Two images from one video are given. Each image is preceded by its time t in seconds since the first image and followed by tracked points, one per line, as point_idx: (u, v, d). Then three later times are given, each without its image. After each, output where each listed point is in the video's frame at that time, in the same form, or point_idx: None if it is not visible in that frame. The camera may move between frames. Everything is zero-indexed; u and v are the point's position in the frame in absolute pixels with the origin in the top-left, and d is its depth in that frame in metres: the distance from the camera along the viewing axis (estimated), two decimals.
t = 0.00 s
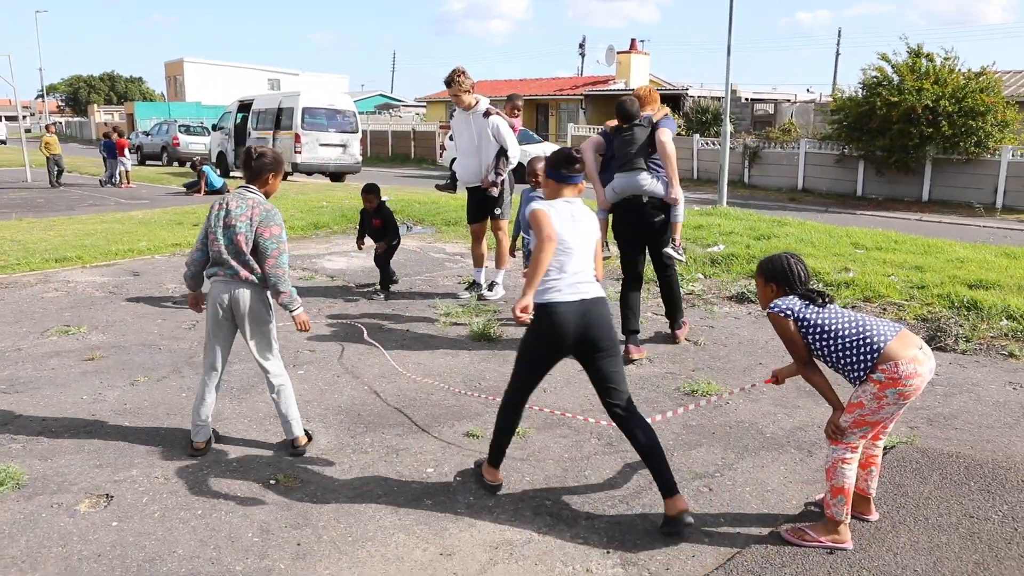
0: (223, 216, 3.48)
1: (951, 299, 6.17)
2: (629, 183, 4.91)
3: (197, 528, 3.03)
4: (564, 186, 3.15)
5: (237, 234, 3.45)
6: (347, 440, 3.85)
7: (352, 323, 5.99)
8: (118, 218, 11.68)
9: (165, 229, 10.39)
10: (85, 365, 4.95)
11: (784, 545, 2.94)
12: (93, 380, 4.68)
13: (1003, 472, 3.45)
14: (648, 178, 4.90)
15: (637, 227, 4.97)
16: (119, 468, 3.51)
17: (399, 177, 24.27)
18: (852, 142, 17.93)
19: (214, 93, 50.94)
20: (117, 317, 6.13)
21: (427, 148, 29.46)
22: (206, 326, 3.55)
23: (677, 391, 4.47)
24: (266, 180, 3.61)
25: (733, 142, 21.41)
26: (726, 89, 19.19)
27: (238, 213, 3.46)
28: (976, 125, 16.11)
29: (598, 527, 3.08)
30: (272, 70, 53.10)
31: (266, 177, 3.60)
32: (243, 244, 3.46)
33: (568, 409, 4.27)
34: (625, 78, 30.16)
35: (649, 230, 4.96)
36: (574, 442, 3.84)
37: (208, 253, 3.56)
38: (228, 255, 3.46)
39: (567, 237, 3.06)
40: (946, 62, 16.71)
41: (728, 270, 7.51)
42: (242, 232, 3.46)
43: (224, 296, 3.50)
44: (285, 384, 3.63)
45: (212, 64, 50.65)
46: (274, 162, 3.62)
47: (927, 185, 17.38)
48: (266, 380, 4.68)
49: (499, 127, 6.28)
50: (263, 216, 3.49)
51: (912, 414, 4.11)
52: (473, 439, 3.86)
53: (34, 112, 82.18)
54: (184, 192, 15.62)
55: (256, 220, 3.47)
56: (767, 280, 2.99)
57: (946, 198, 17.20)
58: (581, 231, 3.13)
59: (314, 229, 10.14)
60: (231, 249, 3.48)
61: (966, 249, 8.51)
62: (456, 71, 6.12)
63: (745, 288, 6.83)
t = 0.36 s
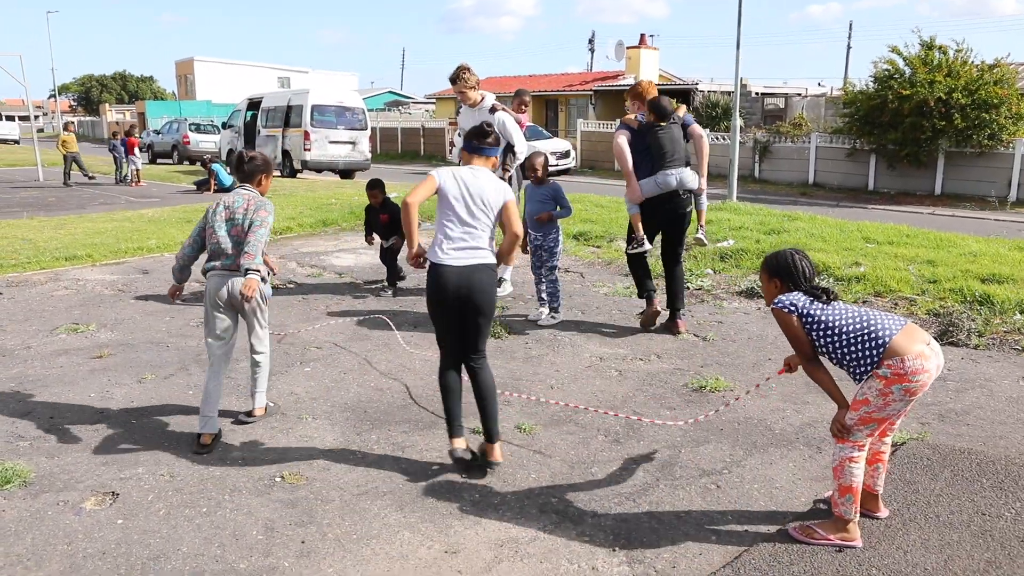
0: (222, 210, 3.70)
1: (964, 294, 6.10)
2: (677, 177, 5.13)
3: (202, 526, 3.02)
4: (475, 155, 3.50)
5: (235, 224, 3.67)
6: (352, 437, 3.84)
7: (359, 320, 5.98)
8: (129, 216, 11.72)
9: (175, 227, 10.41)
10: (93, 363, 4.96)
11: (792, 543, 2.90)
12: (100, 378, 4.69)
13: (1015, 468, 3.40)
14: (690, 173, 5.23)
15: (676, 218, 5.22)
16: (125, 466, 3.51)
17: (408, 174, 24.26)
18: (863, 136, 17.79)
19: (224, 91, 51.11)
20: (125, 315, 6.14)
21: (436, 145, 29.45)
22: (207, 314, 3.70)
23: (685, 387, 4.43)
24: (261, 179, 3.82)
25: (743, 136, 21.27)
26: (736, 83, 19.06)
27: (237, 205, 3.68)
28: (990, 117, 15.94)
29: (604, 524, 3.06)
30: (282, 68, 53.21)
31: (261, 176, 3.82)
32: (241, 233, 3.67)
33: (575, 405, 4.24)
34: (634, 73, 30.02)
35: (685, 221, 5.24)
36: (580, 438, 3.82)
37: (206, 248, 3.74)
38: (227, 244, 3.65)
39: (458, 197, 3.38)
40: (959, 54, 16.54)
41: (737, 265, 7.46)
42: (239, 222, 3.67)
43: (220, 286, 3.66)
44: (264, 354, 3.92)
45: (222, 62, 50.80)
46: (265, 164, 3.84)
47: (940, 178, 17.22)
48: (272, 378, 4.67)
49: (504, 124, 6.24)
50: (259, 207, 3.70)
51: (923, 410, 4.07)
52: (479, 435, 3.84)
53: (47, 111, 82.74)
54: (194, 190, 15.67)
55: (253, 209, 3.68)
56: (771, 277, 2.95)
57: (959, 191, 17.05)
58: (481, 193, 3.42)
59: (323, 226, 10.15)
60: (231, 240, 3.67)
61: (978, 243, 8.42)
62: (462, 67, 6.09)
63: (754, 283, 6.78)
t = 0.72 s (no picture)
0: (216, 209, 3.86)
1: (963, 305, 6.10)
2: (676, 169, 5.52)
3: (196, 534, 3.01)
4: (384, 181, 3.50)
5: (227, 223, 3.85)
6: (348, 446, 3.82)
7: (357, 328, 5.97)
8: (128, 221, 11.72)
9: (174, 233, 10.41)
10: (90, 369, 4.95)
11: (789, 556, 2.89)
12: (97, 384, 4.67)
13: (1014, 481, 3.39)
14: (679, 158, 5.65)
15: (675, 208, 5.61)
16: (119, 474, 3.49)
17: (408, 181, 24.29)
18: (862, 146, 17.82)
19: (225, 98, 51.22)
20: (123, 321, 6.13)
21: (436, 152, 29.49)
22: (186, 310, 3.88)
23: (683, 397, 4.42)
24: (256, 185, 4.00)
25: (743, 146, 21.31)
26: (736, 93, 19.11)
27: (231, 205, 3.86)
28: (988, 128, 15.97)
29: (601, 535, 3.04)
30: (283, 75, 53.33)
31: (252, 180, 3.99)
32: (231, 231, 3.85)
33: (573, 415, 4.23)
34: (634, 82, 30.09)
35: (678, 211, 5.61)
36: (578, 448, 3.80)
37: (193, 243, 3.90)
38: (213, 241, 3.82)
39: (356, 226, 3.46)
40: (958, 65, 16.60)
41: (736, 275, 7.45)
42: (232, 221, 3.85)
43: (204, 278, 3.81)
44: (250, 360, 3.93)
45: (223, 68, 50.93)
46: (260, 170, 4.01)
47: (939, 189, 17.25)
48: (269, 385, 4.66)
49: (503, 132, 6.26)
50: (252, 212, 3.89)
51: (921, 422, 4.06)
52: (476, 445, 3.83)
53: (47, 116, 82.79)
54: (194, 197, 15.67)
55: (246, 213, 3.87)
56: (768, 286, 2.95)
57: (958, 202, 17.08)
58: (378, 224, 3.44)
59: (322, 233, 10.15)
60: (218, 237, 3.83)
61: (977, 254, 8.43)
62: (461, 76, 6.11)
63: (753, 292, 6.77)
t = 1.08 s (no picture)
0: (179, 210, 3.90)
1: (971, 310, 6.07)
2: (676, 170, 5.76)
3: (203, 534, 3.01)
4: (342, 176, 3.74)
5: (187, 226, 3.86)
6: (356, 447, 3.82)
7: (363, 330, 5.98)
8: (136, 223, 11.77)
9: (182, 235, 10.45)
10: (98, 370, 4.97)
11: (796, 560, 2.88)
12: (104, 385, 4.69)
13: (1023, 487, 3.37)
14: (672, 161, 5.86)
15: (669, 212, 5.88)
16: (127, 474, 3.50)
17: (415, 184, 24.31)
18: (869, 151, 17.78)
19: (233, 100, 51.41)
20: (131, 322, 6.15)
21: (443, 155, 29.54)
22: (161, 313, 3.95)
23: (689, 401, 4.41)
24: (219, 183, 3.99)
25: (750, 150, 21.29)
26: (743, 97, 19.09)
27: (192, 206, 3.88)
28: (997, 133, 15.92)
29: (608, 538, 3.04)
30: (291, 78, 53.51)
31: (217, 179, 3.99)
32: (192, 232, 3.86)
33: (579, 418, 4.23)
34: (641, 86, 30.08)
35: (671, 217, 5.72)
36: (584, 452, 3.80)
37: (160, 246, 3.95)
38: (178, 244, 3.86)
39: (309, 213, 3.70)
40: (966, 70, 16.55)
41: (743, 279, 7.44)
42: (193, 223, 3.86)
43: (175, 282, 3.88)
44: (235, 350, 4.09)
45: (231, 71, 51.12)
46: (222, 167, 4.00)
47: (947, 194, 17.19)
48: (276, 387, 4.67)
49: (511, 136, 6.27)
50: (212, 210, 3.89)
51: (929, 427, 4.04)
52: (483, 447, 3.83)
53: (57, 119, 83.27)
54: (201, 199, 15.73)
55: (207, 213, 3.87)
56: (778, 291, 2.92)
57: (966, 207, 17.02)
58: (329, 213, 3.66)
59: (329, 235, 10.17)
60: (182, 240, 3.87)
61: (985, 259, 8.40)
62: (470, 79, 6.13)
63: (760, 296, 6.76)
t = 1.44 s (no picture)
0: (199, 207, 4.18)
1: (971, 301, 6.08)
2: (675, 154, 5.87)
3: (204, 523, 3.02)
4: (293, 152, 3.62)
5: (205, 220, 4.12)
6: (356, 436, 3.83)
7: (363, 319, 5.98)
8: (136, 213, 11.75)
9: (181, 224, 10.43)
10: (98, 358, 4.97)
11: (794, 549, 2.89)
12: (105, 373, 4.69)
13: (1021, 477, 3.38)
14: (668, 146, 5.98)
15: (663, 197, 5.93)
16: (128, 462, 3.51)
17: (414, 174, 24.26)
18: (870, 142, 17.74)
19: (233, 90, 51.27)
20: (131, 311, 6.15)
21: (443, 145, 29.48)
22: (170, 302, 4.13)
23: (689, 392, 4.42)
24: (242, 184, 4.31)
25: (751, 141, 21.24)
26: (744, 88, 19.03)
27: (211, 203, 4.16)
28: (998, 125, 15.88)
29: (608, 527, 3.05)
30: (291, 67, 53.32)
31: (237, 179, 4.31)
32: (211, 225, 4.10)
33: (579, 407, 4.24)
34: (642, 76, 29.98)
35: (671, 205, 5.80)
36: (584, 441, 3.81)
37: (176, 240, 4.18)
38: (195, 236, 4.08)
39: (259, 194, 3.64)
40: (968, 61, 16.50)
41: (743, 269, 7.44)
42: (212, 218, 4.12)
43: (187, 272, 4.07)
44: (237, 336, 4.41)
45: (231, 61, 50.95)
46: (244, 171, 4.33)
47: (947, 186, 17.17)
48: (276, 376, 4.67)
49: (512, 125, 6.26)
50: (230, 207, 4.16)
51: (929, 417, 4.05)
52: (483, 436, 3.84)
53: (56, 108, 83.00)
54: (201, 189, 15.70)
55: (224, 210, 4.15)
56: (785, 285, 2.94)
57: (966, 199, 16.99)
58: (274, 192, 3.56)
59: (329, 225, 10.15)
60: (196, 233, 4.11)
61: (985, 250, 8.40)
62: (470, 68, 6.11)
63: (760, 287, 6.76)
